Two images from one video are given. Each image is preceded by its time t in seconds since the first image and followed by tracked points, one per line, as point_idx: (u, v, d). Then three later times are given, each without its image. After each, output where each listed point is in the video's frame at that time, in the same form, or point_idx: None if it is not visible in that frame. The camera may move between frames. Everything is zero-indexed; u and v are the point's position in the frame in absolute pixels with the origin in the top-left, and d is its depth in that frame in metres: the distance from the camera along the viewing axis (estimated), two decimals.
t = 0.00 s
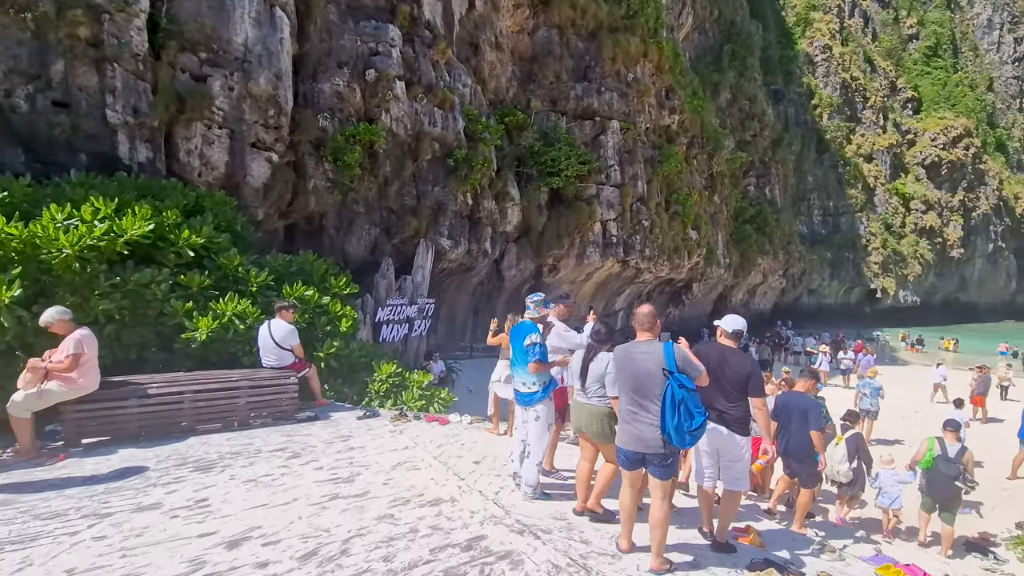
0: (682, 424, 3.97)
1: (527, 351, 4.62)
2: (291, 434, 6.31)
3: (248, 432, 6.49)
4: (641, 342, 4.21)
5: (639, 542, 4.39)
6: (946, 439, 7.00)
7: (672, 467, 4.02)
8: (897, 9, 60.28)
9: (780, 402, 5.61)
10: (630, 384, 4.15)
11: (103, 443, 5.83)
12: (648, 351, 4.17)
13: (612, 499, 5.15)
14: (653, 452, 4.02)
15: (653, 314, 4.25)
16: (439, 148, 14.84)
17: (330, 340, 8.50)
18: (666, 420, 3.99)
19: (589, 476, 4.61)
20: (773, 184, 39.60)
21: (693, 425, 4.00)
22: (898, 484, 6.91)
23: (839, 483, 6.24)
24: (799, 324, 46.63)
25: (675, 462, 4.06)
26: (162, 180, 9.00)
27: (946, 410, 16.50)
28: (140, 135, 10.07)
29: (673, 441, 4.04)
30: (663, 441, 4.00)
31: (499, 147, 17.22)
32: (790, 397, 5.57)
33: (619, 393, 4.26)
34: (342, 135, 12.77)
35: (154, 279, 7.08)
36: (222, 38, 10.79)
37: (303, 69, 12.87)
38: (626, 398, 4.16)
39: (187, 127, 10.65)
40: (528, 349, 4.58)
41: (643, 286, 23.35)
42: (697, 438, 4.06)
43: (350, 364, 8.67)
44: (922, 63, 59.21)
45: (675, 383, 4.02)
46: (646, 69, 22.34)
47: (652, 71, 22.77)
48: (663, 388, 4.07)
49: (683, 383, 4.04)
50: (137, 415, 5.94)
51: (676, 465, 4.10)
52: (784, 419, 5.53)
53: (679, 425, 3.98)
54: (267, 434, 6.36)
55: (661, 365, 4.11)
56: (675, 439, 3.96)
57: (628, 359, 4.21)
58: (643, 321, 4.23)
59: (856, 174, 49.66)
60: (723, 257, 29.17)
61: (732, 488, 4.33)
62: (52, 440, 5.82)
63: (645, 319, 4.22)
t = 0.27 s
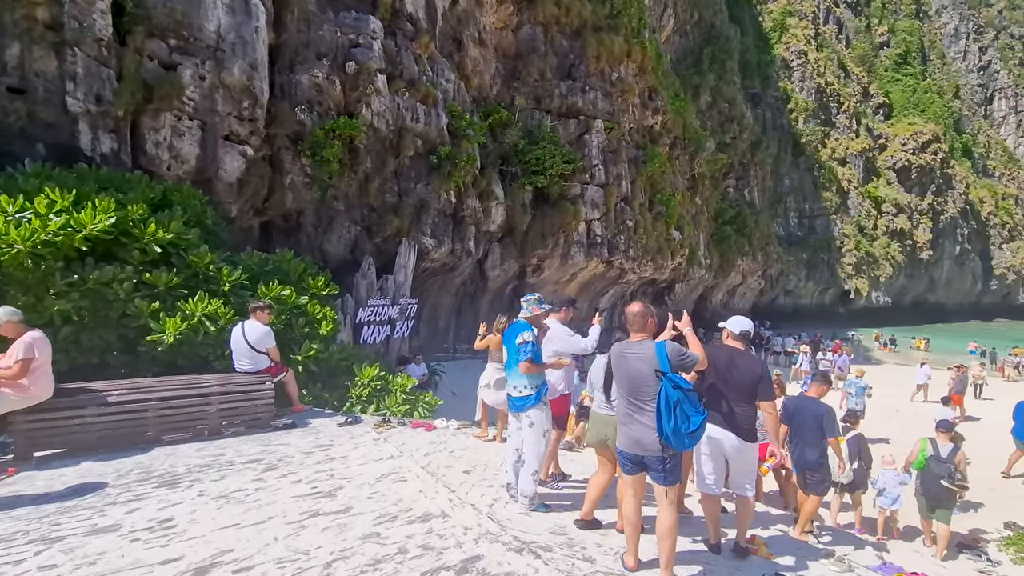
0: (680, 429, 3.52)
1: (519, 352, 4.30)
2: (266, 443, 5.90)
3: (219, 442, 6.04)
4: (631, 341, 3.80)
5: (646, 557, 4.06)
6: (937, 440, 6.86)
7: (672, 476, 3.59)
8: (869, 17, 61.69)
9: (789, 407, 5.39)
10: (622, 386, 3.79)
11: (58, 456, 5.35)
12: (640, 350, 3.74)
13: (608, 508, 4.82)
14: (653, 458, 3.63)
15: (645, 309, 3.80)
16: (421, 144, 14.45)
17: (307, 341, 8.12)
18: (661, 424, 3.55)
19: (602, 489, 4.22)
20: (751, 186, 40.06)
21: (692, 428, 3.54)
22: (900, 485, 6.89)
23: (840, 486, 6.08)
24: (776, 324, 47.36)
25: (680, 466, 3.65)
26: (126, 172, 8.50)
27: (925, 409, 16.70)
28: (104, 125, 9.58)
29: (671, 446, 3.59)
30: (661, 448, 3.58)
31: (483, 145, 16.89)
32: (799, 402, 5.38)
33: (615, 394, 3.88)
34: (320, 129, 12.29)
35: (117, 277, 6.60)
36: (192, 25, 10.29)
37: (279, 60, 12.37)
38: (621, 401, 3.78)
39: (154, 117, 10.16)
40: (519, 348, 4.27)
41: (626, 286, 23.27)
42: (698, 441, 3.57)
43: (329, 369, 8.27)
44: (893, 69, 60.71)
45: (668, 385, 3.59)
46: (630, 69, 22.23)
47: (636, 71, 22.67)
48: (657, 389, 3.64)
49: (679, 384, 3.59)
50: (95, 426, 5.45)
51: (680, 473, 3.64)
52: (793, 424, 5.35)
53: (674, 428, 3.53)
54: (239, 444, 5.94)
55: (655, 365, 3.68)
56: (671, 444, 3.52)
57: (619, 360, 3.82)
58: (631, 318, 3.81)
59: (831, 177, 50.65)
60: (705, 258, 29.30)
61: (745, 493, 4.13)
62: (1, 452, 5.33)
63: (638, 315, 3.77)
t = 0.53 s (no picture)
0: (683, 448, 3.17)
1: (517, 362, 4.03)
2: (240, 460, 5.48)
3: (188, 459, 5.59)
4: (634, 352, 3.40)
5: None
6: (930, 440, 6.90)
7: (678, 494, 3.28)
8: (841, 25, 63.17)
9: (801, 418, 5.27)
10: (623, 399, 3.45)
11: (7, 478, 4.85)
12: (641, 363, 3.33)
13: (614, 526, 4.50)
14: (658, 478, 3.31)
15: (647, 317, 3.38)
16: (403, 142, 14.03)
17: (285, 348, 7.69)
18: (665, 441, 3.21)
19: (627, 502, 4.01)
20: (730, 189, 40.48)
21: (696, 446, 3.18)
22: (903, 491, 7.00)
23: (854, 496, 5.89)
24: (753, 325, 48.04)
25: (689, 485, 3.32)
26: (88, 167, 7.97)
27: (904, 410, 16.91)
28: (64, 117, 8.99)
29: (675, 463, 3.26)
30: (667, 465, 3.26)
31: (466, 144, 16.53)
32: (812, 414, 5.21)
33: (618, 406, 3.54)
34: (298, 125, 11.80)
35: (76, 280, 6.11)
36: (161, 13, 9.77)
37: (254, 53, 11.85)
38: (624, 415, 3.44)
39: (119, 110, 9.62)
40: (517, 358, 3.99)
41: (609, 288, 23.16)
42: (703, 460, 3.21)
43: (307, 377, 7.88)
44: (864, 77, 62.22)
45: (671, 402, 3.19)
46: (614, 70, 22.09)
47: (619, 72, 22.55)
48: (659, 404, 3.28)
49: (681, 399, 3.20)
50: (49, 444, 4.96)
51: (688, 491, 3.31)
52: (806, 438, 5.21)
53: (678, 447, 3.19)
54: (210, 460, 5.51)
55: (657, 377, 3.28)
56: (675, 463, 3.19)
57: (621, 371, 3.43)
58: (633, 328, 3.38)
59: (806, 181, 51.60)
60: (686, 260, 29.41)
61: (752, 515, 3.93)
62: None
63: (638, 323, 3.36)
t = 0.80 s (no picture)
0: (698, 462, 3.05)
1: (519, 372, 3.71)
2: (204, 474, 5.06)
3: (146, 474, 5.14)
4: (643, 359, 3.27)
5: None
6: (918, 439, 6.80)
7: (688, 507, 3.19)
8: (809, 33, 64.84)
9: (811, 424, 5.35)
10: (631, 409, 3.30)
11: None
12: (651, 370, 3.20)
13: (608, 540, 4.33)
14: (666, 494, 3.19)
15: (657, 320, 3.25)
16: (379, 138, 13.58)
17: (256, 353, 7.24)
18: (678, 454, 3.08)
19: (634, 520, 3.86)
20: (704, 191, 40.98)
21: (712, 459, 3.07)
22: (891, 489, 6.96)
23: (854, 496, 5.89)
24: (725, 326, 48.81)
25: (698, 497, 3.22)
26: (35, 156, 7.36)
27: (876, 409, 17.21)
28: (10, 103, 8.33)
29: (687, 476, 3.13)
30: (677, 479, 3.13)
31: (444, 142, 16.15)
32: (824, 420, 5.31)
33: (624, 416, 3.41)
34: (268, 117, 11.27)
35: (19, 279, 5.61)
36: None
37: (221, 41, 11.28)
38: (632, 426, 3.31)
39: (73, 97, 9.00)
40: (520, 369, 3.67)
41: (588, 290, 23.06)
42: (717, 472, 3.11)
43: (279, 382, 7.50)
44: (830, 84, 63.96)
45: (685, 412, 3.08)
46: (592, 71, 21.97)
47: (597, 73, 22.44)
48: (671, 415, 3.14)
49: (696, 410, 3.08)
50: None
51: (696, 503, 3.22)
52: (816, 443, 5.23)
53: (692, 460, 3.06)
54: (171, 475, 5.06)
55: (669, 386, 3.16)
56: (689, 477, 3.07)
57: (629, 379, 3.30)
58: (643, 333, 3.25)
59: (776, 185, 52.74)
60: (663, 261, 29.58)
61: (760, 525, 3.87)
62: None
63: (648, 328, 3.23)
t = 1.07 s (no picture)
0: (720, 480, 3.00)
1: (531, 390, 3.39)
2: (160, 495, 4.59)
3: (92, 495, 4.64)
4: (659, 368, 3.24)
5: None
6: (904, 439, 6.85)
7: (707, 520, 3.19)
8: (775, 41, 66.55)
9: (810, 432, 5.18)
10: (649, 421, 3.27)
11: None
12: (668, 382, 3.17)
13: (601, 558, 4.18)
14: (684, 510, 3.17)
15: (674, 328, 3.21)
16: (351, 134, 13.06)
17: (219, 359, 6.77)
18: (697, 471, 3.05)
19: (642, 533, 3.85)
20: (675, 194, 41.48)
21: (734, 478, 3.02)
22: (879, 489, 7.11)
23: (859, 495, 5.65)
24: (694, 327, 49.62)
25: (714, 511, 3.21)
26: None
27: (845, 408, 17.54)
28: None
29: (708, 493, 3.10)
30: (698, 495, 3.11)
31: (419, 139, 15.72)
32: (824, 425, 5.16)
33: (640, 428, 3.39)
34: (233, 109, 10.67)
35: None
36: None
37: (182, 27, 10.61)
38: (648, 438, 3.29)
39: (15, 82, 8.29)
40: (531, 387, 3.35)
41: (563, 291, 22.93)
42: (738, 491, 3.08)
43: (244, 391, 7.08)
44: (795, 91, 65.84)
45: (706, 426, 3.04)
46: (568, 70, 21.80)
47: (573, 73, 22.24)
48: (691, 428, 3.11)
49: (718, 424, 3.04)
50: None
51: (714, 518, 3.21)
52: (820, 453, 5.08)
53: (715, 477, 3.02)
54: (121, 497, 4.56)
55: (689, 399, 3.14)
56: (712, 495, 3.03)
57: (645, 390, 3.27)
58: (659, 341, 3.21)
59: (743, 189, 53.89)
60: (636, 263, 29.72)
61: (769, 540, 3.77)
62: None
63: (668, 334, 3.19)
